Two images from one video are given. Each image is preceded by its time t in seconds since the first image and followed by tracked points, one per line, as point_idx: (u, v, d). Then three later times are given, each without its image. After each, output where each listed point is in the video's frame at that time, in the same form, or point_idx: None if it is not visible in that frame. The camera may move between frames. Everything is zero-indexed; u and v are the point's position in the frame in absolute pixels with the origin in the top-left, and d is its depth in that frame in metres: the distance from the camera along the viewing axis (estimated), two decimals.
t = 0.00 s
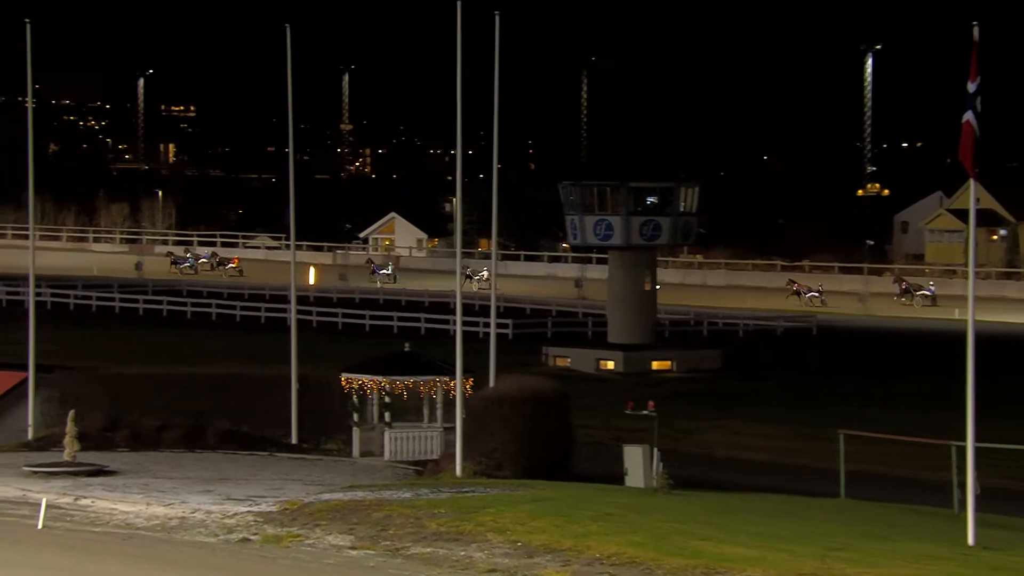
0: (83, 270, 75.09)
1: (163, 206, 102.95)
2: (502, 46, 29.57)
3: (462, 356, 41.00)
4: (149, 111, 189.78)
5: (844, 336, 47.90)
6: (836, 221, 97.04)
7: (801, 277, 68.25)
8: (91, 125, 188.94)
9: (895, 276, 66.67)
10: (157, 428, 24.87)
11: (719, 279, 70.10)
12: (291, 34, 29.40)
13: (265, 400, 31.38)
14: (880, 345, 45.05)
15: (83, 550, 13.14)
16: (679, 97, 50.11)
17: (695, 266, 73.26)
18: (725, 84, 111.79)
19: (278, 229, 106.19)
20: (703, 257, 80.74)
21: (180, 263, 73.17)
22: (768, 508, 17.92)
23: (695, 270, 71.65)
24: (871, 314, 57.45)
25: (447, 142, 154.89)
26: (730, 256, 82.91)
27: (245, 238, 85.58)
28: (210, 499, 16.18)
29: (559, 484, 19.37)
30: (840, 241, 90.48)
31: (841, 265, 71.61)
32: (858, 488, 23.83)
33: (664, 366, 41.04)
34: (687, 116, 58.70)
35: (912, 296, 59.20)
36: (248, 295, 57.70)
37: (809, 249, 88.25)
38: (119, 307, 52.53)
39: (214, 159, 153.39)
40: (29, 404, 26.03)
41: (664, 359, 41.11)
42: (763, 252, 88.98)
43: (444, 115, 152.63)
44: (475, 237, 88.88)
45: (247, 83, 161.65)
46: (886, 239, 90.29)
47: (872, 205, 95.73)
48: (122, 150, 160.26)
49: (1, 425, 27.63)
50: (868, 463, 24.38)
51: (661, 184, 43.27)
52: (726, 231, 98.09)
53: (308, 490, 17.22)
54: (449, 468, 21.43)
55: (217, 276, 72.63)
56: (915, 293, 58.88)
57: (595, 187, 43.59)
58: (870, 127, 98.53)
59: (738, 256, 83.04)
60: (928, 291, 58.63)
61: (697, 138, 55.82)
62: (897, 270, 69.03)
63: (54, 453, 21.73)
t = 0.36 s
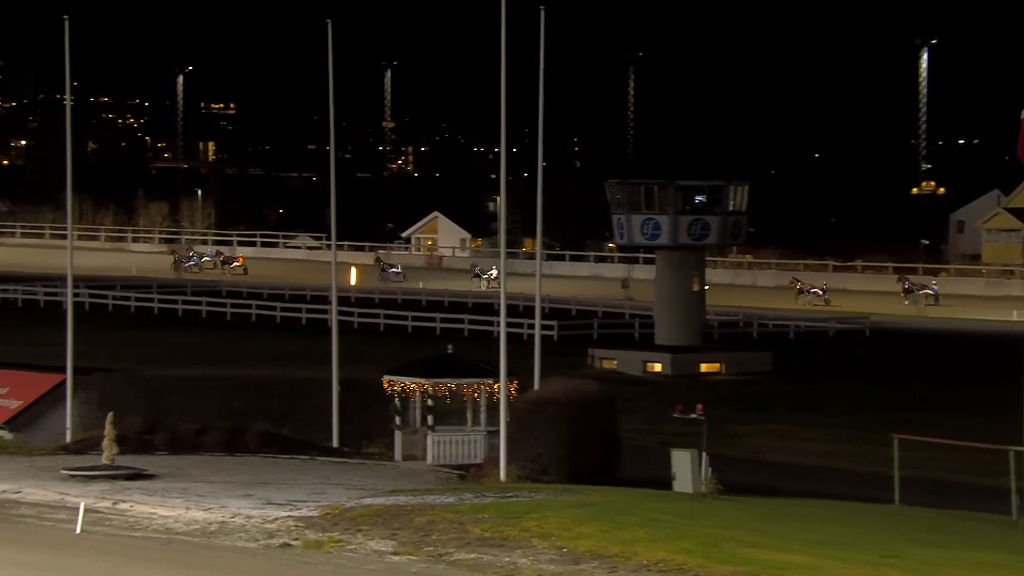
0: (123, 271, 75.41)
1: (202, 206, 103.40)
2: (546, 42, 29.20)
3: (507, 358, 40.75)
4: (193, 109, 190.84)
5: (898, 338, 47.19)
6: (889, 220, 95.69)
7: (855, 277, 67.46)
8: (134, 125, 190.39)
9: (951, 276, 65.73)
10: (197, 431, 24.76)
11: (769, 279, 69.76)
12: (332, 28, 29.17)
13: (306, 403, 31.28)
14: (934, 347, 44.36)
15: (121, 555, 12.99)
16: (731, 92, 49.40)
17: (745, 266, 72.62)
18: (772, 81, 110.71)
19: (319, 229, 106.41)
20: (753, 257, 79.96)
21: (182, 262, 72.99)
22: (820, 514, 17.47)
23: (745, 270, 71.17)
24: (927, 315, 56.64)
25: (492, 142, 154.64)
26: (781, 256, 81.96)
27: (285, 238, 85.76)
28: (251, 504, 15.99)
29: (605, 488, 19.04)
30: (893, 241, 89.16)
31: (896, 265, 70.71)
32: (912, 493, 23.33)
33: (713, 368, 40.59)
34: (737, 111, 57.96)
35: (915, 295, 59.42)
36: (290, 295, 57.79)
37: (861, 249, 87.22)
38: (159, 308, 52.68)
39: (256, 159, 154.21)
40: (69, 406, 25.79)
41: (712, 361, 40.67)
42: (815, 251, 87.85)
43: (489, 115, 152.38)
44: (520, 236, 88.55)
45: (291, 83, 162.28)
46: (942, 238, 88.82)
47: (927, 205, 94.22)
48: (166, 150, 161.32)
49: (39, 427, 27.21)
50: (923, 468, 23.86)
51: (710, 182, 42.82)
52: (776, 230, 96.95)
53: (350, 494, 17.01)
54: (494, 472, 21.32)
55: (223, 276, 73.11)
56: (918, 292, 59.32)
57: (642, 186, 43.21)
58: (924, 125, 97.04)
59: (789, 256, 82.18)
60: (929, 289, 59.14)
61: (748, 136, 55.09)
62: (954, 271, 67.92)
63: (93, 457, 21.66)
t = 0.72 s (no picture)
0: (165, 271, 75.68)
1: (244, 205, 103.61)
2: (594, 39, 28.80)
3: (553, 359, 40.48)
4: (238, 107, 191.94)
5: (953, 339, 46.42)
6: (943, 219, 94.13)
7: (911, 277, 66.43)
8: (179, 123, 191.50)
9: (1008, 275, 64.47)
10: (239, 433, 24.69)
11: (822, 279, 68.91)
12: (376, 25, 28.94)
13: (350, 405, 31.18)
14: (990, 349, 43.60)
15: (161, 559, 12.87)
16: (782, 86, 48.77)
17: (797, 266, 71.83)
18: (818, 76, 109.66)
19: (363, 228, 106.59)
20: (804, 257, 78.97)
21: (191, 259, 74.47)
22: (873, 519, 17.06)
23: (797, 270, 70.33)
24: (982, 316, 55.65)
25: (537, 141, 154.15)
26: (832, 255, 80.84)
27: (327, 237, 85.87)
28: (294, 507, 15.84)
29: (653, 492, 18.71)
30: (947, 241, 87.72)
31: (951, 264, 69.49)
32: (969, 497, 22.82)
33: (764, 369, 40.14)
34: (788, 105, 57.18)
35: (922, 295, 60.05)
36: (333, 295, 57.80)
37: (914, 248, 85.93)
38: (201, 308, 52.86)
39: (300, 157, 154.72)
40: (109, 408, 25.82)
41: (763, 362, 40.23)
42: (867, 251, 86.61)
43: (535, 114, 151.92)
44: (566, 235, 88.15)
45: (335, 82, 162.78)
46: (997, 237, 87.19)
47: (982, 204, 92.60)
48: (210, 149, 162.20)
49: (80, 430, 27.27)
50: (980, 473, 23.32)
51: (761, 180, 42.30)
52: (826, 229, 95.73)
53: (393, 498, 16.81)
54: (540, 475, 21.10)
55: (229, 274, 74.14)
56: (923, 290, 59.83)
57: (691, 184, 42.72)
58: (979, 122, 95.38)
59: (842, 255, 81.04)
60: (932, 288, 59.58)
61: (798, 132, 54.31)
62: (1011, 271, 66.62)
63: (133, 459, 21.62)
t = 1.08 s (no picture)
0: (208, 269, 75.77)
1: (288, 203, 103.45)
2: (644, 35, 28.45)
3: (602, 360, 40.19)
4: (286, 106, 192.85)
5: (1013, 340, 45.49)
6: (1002, 219, 92.23)
7: (971, 278, 65.30)
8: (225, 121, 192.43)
9: None
10: (284, 435, 24.63)
11: (878, 279, 67.90)
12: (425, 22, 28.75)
13: (397, 407, 31.04)
14: None
15: (203, 562, 12.76)
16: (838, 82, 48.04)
17: (853, 265, 70.97)
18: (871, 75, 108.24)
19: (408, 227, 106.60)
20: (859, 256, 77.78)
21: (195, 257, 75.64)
22: (931, 525, 16.61)
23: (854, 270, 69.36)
24: None
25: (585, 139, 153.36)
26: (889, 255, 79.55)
27: (373, 236, 85.92)
28: (339, 511, 15.68)
29: (705, 497, 18.36)
30: (1005, 241, 86.04)
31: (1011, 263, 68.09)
32: None
33: (818, 371, 39.56)
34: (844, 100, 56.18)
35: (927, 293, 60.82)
36: (378, 296, 57.75)
37: (973, 248, 84.44)
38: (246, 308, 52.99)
39: (346, 155, 154.97)
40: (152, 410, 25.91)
41: (818, 364, 39.63)
42: (924, 251, 85.06)
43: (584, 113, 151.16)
44: (616, 234, 87.55)
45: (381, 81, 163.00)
46: None
47: None
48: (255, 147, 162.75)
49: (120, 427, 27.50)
50: None
51: (816, 178, 41.67)
52: (880, 229, 94.21)
53: (440, 501, 16.61)
54: (589, 479, 20.68)
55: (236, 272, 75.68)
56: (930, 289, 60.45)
57: (744, 182, 42.23)
58: None
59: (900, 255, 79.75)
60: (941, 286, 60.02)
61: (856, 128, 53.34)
62: None
63: (177, 462, 21.62)
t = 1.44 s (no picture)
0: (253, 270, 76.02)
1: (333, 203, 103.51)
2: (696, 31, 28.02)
3: (654, 362, 39.93)
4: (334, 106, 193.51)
5: None
6: None
7: None
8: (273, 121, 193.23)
9: None
10: (330, 437, 24.64)
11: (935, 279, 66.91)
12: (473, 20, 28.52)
13: (446, 409, 30.91)
14: None
15: (248, 567, 12.62)
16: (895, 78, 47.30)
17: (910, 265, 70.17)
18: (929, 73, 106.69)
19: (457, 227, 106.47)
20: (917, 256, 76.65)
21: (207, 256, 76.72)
22: (993, 530, 16.16)
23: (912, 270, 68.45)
24: None
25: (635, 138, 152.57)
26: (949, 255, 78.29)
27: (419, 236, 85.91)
28: (387, 515, 15.50)
29: (759, 501, 18.02)
30: None
31: None
32: None
33: (875, 374, 39.01)
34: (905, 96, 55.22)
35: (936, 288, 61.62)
36: (426, 296, 57.64)
37: None
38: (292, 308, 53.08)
39: (393, 154, 155.12)
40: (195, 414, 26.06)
41: (875, 367, 39.07)
42: (985, 250, 83.69)
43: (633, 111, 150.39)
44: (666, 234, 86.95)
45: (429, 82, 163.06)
46: None
47: None
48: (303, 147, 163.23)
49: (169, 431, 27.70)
50: None
51: (871, 176, 41.05)
52: (938, 228, 92.84)
53: (490, 505, 16.40)
54: (639, 483, 20.40)
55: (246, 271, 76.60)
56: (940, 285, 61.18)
57: (798, 180, 41.61)
58: None
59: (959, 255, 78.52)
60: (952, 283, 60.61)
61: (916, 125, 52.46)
62: None
63: (225, 464, 21.67)
